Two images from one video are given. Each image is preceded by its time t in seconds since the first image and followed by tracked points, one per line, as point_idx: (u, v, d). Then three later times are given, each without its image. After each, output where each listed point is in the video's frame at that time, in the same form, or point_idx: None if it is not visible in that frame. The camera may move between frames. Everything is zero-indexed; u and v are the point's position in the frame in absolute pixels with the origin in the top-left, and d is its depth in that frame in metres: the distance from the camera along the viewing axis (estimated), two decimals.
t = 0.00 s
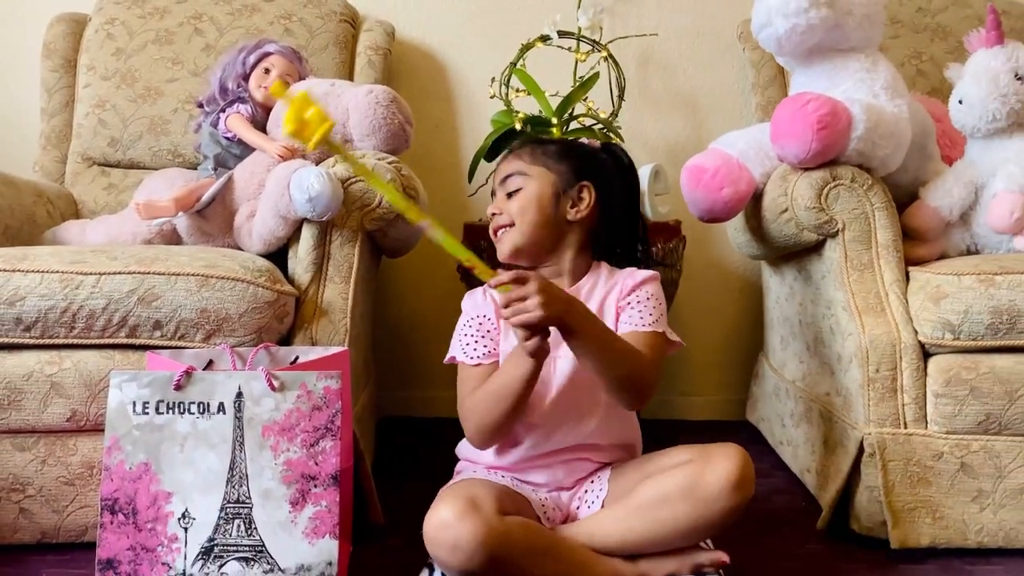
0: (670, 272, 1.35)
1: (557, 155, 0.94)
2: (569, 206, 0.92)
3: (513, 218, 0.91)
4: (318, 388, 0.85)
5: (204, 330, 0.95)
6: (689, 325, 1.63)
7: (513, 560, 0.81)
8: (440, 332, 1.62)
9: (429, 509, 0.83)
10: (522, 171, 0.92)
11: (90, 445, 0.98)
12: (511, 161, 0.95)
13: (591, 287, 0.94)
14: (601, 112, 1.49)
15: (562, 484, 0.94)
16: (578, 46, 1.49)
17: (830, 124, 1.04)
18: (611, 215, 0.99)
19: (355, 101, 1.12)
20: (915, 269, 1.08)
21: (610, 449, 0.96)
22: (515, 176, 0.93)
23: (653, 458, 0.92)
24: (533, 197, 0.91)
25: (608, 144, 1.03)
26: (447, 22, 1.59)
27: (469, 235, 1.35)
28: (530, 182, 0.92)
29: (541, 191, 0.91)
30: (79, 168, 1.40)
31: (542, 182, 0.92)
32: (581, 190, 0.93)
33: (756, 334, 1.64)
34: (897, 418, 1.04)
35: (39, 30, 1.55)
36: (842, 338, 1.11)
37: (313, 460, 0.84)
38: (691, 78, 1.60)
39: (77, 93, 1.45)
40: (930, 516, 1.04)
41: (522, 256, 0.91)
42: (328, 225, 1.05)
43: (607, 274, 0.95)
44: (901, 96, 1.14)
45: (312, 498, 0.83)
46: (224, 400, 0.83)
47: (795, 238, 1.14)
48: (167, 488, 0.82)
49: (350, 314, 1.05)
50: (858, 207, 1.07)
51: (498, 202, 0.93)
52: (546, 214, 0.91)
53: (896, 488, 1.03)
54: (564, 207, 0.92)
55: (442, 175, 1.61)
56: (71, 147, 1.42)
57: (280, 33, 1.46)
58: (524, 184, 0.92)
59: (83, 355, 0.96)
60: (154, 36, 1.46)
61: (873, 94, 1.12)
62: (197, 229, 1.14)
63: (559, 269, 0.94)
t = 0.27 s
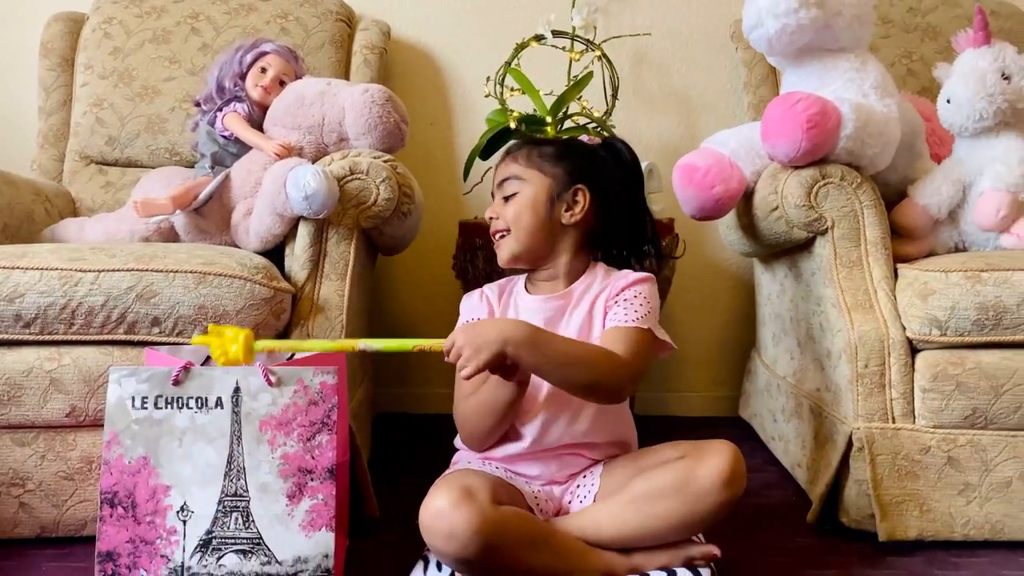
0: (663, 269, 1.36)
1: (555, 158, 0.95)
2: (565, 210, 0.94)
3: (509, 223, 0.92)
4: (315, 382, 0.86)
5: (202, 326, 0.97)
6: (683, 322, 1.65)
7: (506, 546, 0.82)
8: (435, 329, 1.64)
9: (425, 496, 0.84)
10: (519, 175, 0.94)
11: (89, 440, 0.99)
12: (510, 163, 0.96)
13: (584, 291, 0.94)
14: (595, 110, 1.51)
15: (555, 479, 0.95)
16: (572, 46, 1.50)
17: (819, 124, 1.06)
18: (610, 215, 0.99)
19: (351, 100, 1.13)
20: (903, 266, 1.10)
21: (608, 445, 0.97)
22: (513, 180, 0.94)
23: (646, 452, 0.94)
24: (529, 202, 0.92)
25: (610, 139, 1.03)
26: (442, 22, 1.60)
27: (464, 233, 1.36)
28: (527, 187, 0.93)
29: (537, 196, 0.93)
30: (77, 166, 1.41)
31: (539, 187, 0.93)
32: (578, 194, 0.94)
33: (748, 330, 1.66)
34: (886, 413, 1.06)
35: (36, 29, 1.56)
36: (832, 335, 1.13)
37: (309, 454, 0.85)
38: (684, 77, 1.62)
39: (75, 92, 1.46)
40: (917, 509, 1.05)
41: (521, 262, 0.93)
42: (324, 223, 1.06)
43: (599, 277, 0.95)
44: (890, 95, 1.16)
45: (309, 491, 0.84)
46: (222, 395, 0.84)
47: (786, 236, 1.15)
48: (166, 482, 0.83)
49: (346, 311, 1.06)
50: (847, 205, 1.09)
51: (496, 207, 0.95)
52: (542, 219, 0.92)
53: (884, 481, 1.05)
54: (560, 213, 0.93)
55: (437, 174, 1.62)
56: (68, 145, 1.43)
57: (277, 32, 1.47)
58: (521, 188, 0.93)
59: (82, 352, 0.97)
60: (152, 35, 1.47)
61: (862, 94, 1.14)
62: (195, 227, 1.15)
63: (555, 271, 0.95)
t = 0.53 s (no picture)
0: (655, 268, 1.38)
1: (550, 159, 0.95)
2: (557, 211, 0.95)
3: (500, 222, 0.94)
4: (310, 380, 0.87)
5: (199, 325, 0.98)
6: (675, 320, 1.67)
7: (498, 545, 0.83)
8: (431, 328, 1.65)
9: (418, 500, 0.86)
10: (512, 176, 0.95)
11: (88, 437, 1.00)
12: (503, 160, 0.97)
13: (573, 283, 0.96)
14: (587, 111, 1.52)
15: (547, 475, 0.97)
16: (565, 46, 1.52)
17: (808, 124, 1.07)
18: (605, 214, 1.00)
19: (346, 101, 1.15)
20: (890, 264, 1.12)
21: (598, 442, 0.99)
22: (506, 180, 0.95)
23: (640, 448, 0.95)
24: (521, 204, 0.93)
25: (604, 134, 1.04)
26: (437, 22, 1.62)
27: (459, 232, 1.38)
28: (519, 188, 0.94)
29: (529, 198, 0.94)
30: (74, 166, 1.42)
31: (531, 188, 0.94)
32: (571, 196, 0.95)
33: (740, 328, 1.68)
34: (873, 409, 1.08)
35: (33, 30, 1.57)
36: (820, 333, 1.15)
37: (305, 451, 0.86)
38: (677, 78, 1.63)
39: (72, 92, 1.47)
40: (904, 503, 1.07)
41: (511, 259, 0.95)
42: (320, 222, 1.08)
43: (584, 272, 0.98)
44: (878, 96, 1.18)
45: (305, 487, 0.86)
46: (220, 393, 0.85)
47: (775, 234, 1.17)
48: (165, 478, 0.84)
49: (342, 309, 1.08)
50: (835, 205, 1.11)
51: (488, 204, 0.96)
52: (533, 220, 0.94)
53: (871, 476, 1.07)
54: (552, 215, 0.94)
55: (432, 173, 1.63)
56: (65, 145, 1.44)
57: (273, 33, 1.48)
58: (513, 188, 0.94)
59: (81, 350, 0.98)
60: (148, 36, 1.48)
61: (851, 95, 1.16)
62: (192, 227, 1.16)
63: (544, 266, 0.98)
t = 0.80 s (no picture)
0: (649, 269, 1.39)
1: (553, 169, 0.96)
2: (553, 222, 0.96)
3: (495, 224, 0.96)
4: (309, 380, 0.88)
5: (197, 326, 0.99)
6: (669, 320, 1.68)
7: (494, 544, 0.84)
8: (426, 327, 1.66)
9: (414, 499, 0.87)
10: (513, 182, 0.96)
11: (87, 437, 1.01)
12: (508, 164, 0.97)
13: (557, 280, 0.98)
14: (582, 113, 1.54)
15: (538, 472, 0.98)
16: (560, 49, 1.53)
17: (799, 127, 1.09)
18: (605, 227, 1.00)
19: (343, 104, 1.16)
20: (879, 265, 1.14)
21: (589, 436, 1.00)
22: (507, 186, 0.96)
23: (631, 447, 0.97)
24: (518, 212, 0.95)
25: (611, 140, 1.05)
26: (432, 25, 1.63)
27: (454, 233, 1.39)
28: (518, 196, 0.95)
29: (527, 207, 0.95)
30: (72, 167, 1.43)
31: (530, 196, 0.95)
32: (569, 209, 0.96)
33: (733, 328, 1.69)
34: (862, 408, 1.09)
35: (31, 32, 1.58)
36: (811, 333, 1.17)
37: (303, 450, 0.88)
38: (670, 80, 1.65)
39: (70, 94, 1.48)
40: (892, 501, 1.09)
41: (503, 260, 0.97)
42: (317, 224, 1.09)
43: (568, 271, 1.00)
44: (868, 100, 1.20)
45: (303, 485, 0.87)
46: (219, 393, 0.86)
47: (765, 236, 1.19)
48: (164, 477, 0.85)
49: (339, 310, 1.09)
50: (825, 207, 1.12)
51: (487, 205, 0.98)
52: (528, 228, 0.95)
53: (860, 475, 1.08)
54: (548, 225, 0.96)
55: (428, 174, 1.65)
56: (63, 146, 1.45)
57: (269, 35, 1.50)
58: (513, 195, 0.96)
59: (80, 351, 0.99)
60: (145, 38, 1.49)
61: (841, 98, 1.17)
62: (190, 228, 1.17)
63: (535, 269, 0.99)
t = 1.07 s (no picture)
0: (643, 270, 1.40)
1: (546, 167, 0.98)
2: (548, 220, 0.97)
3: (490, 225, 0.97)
4: (308, 381, 0.90)
5: (197, 327, 1.00)
6: (663, 321, 1.70)
7: (491, 542, 0.86)
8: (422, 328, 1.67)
9: (412, 500, 0.88)
10: (508, 182, 0.97)
11: (87, 438, 1.02)
12: (501, 165, 0.99)
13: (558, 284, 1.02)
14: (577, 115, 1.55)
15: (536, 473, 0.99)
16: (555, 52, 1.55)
17: (791, 131, 1.10)
18: (597, 224, 1.02)
19: (340, 107, 1.17)
20: (870, 267, 1.15)
21: (587, 432, 1.03)
22: (501, 185, 0.98)
23: (626, 447, 0.98)
24: (513, 211, 0.96)
25: (600, 135, 1.05)
26: (428, 27, 1.64)
27: (451, 234, 1.40)
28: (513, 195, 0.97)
29: (522, 206, 0.97)
30: (70, 169, 1.44)
31: (525, 195, 0.97)
32: (563, 206, 0.98)
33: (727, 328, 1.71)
34: (853, 408, 1.11)
35: (28, 34, 1.58)
36: (803, 334, 1.18)
37: (303, 450, 0.89)
38: (665, 83, 1.66)
39: (68, 96, 1.48)
40: (883, 499, 1.11)
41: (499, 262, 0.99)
42: (315, 226, 1.10)
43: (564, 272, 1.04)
44: (859, 104, 1.21)
45: (303, 485, 0.88)
46: (219, 394, 0.87)
47: (758, 238, 1.20)
48: (165, 477, 0.87)
49: (337, 312, 1.10)
50: (817, 209, 1.14)
51: (482, 206, 0.99)
52: (524, 227, 0.96)
53: (851, 473, 1.10)
54: (543, 222, 0.97)
55: (424, 176, 1.66)
56: (61, 148, 1.46)
57: (267, 38, 1.51)
58: (508, 195, 0.97)
59: (81, 352, 1.00)
60: (143, 41, 1.50)
61: (833, 102, 1.19)
62: (188, 231, 1.18)
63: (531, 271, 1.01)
